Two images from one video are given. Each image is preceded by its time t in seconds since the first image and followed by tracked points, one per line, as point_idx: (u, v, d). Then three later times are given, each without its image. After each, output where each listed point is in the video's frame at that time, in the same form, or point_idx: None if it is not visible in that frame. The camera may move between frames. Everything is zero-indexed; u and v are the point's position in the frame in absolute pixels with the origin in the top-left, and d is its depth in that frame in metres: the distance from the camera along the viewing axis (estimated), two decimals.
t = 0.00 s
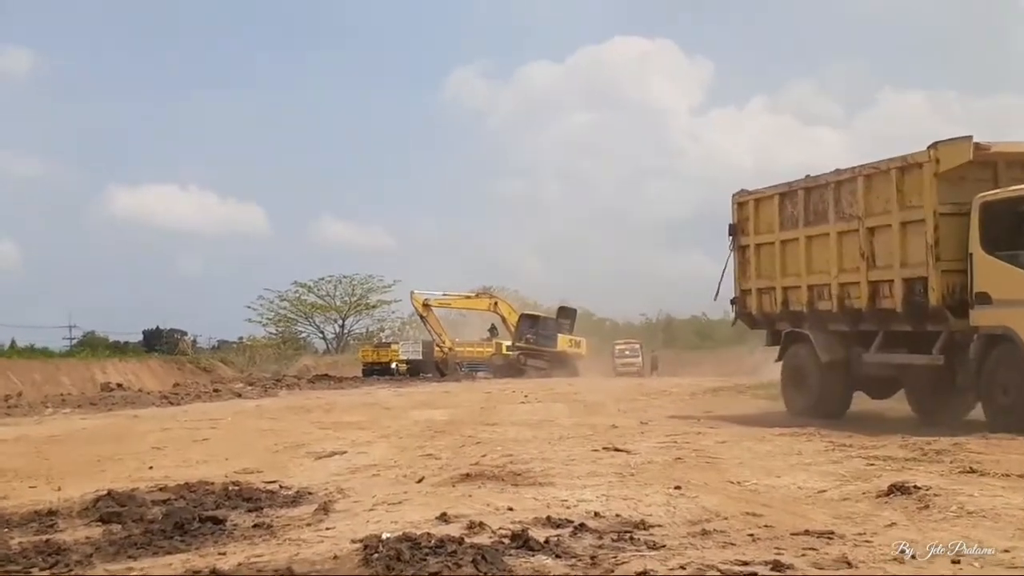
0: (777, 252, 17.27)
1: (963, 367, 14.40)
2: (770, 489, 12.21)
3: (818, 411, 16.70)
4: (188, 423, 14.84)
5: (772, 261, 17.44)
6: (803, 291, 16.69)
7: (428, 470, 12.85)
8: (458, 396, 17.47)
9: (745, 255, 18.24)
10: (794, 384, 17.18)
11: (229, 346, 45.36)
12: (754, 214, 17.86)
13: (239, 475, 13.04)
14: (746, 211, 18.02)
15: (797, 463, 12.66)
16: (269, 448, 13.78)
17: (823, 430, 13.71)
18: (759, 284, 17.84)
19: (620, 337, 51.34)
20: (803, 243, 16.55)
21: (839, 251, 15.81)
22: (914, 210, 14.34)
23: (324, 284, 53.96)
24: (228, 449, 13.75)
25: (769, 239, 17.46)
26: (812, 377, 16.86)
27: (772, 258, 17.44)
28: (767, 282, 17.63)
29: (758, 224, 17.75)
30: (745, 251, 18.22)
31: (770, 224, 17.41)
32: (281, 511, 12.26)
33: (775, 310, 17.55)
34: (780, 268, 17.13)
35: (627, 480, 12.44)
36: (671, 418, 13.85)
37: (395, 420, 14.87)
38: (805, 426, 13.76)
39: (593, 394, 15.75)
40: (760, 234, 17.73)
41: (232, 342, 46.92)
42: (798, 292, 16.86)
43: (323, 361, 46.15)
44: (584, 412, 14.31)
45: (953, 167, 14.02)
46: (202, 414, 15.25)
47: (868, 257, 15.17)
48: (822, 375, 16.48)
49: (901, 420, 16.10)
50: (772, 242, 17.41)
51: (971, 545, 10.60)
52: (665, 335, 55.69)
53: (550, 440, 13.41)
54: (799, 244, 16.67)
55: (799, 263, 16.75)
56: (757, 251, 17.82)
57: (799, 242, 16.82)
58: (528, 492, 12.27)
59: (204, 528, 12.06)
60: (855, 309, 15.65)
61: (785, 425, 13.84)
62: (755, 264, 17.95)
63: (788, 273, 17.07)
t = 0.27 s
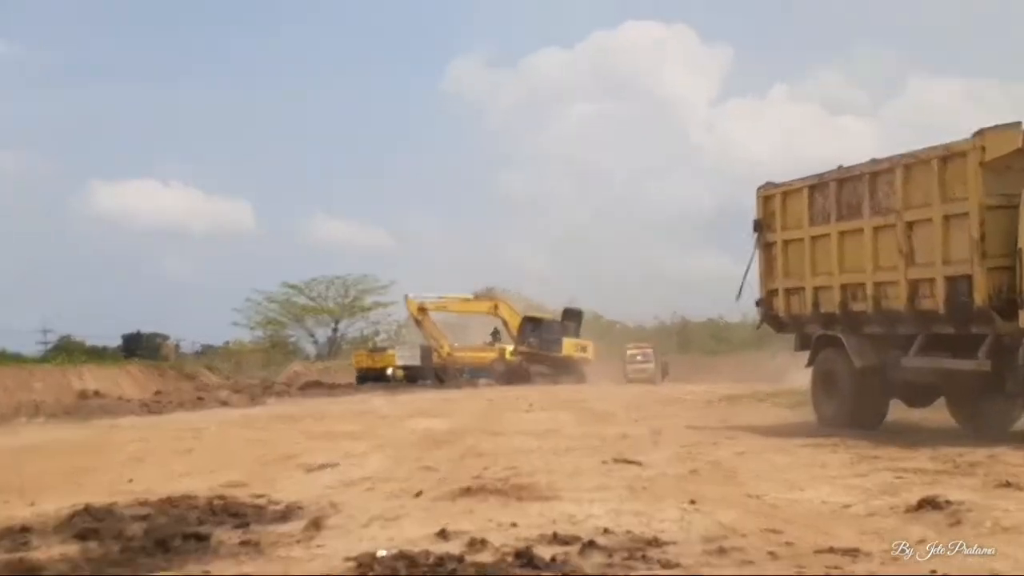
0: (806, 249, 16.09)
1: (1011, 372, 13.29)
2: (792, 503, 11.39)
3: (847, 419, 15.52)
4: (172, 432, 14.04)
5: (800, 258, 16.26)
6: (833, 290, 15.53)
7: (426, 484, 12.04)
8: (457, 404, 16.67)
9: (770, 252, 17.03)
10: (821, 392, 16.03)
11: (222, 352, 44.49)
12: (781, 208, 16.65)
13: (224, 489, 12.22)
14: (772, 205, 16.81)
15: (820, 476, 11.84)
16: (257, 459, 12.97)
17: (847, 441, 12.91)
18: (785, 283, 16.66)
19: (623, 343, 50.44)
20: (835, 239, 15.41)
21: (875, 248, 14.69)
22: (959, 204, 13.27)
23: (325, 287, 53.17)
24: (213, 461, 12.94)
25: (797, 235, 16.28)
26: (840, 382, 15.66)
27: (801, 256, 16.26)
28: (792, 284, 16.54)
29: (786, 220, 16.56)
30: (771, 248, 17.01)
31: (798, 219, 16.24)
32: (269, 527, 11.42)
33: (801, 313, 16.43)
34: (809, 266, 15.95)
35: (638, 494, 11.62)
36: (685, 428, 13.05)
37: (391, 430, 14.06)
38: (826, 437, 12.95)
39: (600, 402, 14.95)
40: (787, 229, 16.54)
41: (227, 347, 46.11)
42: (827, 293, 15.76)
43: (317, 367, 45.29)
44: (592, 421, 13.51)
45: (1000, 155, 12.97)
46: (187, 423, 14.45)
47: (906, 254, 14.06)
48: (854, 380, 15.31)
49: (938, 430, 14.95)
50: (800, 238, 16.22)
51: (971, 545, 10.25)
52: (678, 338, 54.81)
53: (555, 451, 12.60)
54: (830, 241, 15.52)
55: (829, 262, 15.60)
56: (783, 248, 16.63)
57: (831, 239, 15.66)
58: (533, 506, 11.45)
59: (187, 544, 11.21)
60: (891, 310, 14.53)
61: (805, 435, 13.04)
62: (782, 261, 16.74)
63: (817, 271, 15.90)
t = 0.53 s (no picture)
0: (828, 248, 14.87)
1: None
2: (808, 514, 10.76)
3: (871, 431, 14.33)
4: (153, 441, 13.38)
5: (821, 257, 15.03)
6: (860, 291, 14.33)
7: (420, 496, 11.39)
8: (452, 411, 16.02)
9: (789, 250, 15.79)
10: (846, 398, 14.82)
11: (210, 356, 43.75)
12: (800, 203, 15.40)
13: (208, 501, 11.56)
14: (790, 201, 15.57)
15: (836, 487, 11.21)
16: (244, 470, 12.31)
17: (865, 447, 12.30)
18: (804, 284, 15.44)
19: (619, 346, 49.72)
20: (859, 236, 14.22)
21: (902, 246, 13.54)
22: (994, 197, 12.13)
23: (316, 290, 52.37)
24: (196, 472, 12.28)
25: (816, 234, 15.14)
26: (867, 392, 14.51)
27: (822, 255, 15.02)
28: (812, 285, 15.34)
29: (805, 216, 15.32)
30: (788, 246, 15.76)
31: (819, 216, 15.02)
32: (255, 541, 10.75)
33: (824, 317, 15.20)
34: (830, 266, 14.75)
35: (645, 506, 10.98)
36: (693, 438, 12.41)
37: (384, 439, 13.41)
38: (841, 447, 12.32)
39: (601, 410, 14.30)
40: (807, 226, 15.30)
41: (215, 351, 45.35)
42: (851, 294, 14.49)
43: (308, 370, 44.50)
44: (594, 430, 12.87)
45: None
46: (169, 431, 13.79)
47: (936, 253, 12.92)
48: (883, 390, 14.16)
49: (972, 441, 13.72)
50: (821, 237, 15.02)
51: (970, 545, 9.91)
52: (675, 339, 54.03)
53: (557, 462, 11.96)
54: (853, 240, 14.33)
55: (853, 262, 14.41)
56: (803, 247, 15.40)
57: (855, 236, 14.46)
58: (534, 519, 10.80)
59: (168, 558, 10.54)
60: (920, 313, 13.36)
61: (818, 444, 12.39)
62: (802, 262, 15.51)
63: (840, 272, 14.71)
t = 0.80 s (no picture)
0: (866, 246, 12.01)
1: None
2: (839, 531, 9.89)
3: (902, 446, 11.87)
4: (134, 458, 12.54)
5: (857, 257, 12.16)
6: (874, 297, 12.02)
7: (416, 516, 10.53)
8: (453, 424, 15.16)
9: (820, 249, 12.84)
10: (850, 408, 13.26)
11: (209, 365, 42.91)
12: (835, 194, 12.39)
13: (187, 521, 10.70)
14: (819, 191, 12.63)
15: (868, 503, 10.34)
16: (228, 487, 11.45)
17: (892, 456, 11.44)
18: (838, 288, 12.51)
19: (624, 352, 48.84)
20: (877, 234, 11.76)
21: (947, 244, 10.86)
22: (1010, 195, 10.06)
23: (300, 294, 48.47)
24: (176, 490, 11.42)
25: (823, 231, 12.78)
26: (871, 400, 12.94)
27: (859, 255, 12.12)
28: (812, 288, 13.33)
29: (841, 208, 12.32)
30: (819, 243, 12.85)
31: (855, 210, 12.13)
32: (237, 563, 9.90)
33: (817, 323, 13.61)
34: (863, 266, 12.03)
35: (661, 526, 10.13)
36: (711, 453, 11.56)
37: (380, 454, 12.55)
38: (871, 461, 11.45)
39: (611, 424, 13.45)
40: (843, 221, 12.33)
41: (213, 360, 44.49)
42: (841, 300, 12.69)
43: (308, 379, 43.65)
44: (605, 445, 12.02)
45: None
46: (152, 447, 12.96)
47: (984, 251, 10.33)
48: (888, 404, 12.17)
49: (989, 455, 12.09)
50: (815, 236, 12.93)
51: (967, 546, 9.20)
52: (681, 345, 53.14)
53: (565, 478, 11.11)
54: (894, 236, 11.54)
55: (895, 260, 11.59)
56: (834, 246, 12.49)
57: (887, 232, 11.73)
58: (540, 539, 9.94)
59: None
60: (931, 320, 11.26)
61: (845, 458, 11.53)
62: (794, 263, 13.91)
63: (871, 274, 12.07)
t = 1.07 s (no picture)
0: (897, 235, 11.08)
1: None
2: (859, 536, 9.34)
3: (937, 449, 11.09)
4: (117, 461, 11.99)
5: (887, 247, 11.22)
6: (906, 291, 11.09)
7: (411, 522, 9.98)
8: (450, 424, 14.61)
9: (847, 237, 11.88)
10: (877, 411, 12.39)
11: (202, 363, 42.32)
12: (864, 180, 11.42)
13: (170, 526, 10.15)
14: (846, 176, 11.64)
15: (888, 505, 9.80)
16: (214, 491, 10.90)
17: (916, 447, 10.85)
18: (867, 280, 11.59)
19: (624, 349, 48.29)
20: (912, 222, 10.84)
21: (988, 233, 9.95)
22: None
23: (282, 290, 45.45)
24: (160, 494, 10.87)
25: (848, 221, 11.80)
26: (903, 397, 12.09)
27: (889, 245, 11.20)
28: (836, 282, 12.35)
29: (869, 195, 11.38)
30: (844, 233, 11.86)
31: (885, 197, 11.19)
32: (222, 570, 9.35)
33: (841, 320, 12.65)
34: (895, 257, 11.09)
35: (671, 532, 9.58)
36: (721, 456, 11.02)
37: (374, 456, 12.00)
38: (889, 460, 10.91)
39: (615, 424, 12.90)
40: (870, 208, 11.40)
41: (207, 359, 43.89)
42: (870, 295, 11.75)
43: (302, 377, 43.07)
44: (609, 447, 11.48)
45: None
46: (135, 449, 12.40)
47: None
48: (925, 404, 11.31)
49: None
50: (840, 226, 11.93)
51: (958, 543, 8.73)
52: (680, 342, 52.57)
53: (568, 483, 10.56)
54: (929, 225, 10.61)
55: (926, 254, 10.73)
56: (862, 235, 11.55)
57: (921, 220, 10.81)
58: (543, 546, 9.39)
59: None
60: (969, 316, 10.37)
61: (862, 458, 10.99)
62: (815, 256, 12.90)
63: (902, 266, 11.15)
